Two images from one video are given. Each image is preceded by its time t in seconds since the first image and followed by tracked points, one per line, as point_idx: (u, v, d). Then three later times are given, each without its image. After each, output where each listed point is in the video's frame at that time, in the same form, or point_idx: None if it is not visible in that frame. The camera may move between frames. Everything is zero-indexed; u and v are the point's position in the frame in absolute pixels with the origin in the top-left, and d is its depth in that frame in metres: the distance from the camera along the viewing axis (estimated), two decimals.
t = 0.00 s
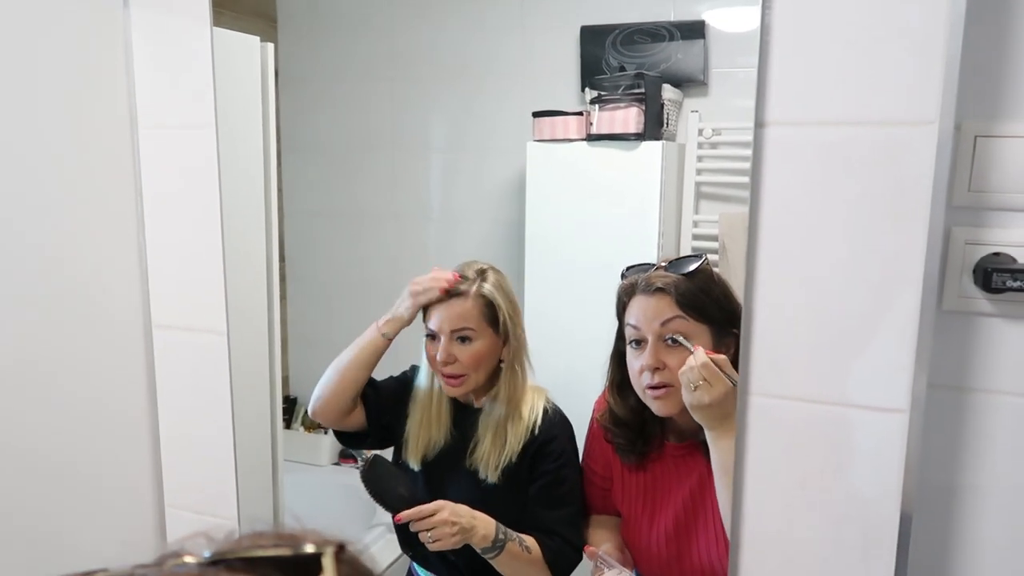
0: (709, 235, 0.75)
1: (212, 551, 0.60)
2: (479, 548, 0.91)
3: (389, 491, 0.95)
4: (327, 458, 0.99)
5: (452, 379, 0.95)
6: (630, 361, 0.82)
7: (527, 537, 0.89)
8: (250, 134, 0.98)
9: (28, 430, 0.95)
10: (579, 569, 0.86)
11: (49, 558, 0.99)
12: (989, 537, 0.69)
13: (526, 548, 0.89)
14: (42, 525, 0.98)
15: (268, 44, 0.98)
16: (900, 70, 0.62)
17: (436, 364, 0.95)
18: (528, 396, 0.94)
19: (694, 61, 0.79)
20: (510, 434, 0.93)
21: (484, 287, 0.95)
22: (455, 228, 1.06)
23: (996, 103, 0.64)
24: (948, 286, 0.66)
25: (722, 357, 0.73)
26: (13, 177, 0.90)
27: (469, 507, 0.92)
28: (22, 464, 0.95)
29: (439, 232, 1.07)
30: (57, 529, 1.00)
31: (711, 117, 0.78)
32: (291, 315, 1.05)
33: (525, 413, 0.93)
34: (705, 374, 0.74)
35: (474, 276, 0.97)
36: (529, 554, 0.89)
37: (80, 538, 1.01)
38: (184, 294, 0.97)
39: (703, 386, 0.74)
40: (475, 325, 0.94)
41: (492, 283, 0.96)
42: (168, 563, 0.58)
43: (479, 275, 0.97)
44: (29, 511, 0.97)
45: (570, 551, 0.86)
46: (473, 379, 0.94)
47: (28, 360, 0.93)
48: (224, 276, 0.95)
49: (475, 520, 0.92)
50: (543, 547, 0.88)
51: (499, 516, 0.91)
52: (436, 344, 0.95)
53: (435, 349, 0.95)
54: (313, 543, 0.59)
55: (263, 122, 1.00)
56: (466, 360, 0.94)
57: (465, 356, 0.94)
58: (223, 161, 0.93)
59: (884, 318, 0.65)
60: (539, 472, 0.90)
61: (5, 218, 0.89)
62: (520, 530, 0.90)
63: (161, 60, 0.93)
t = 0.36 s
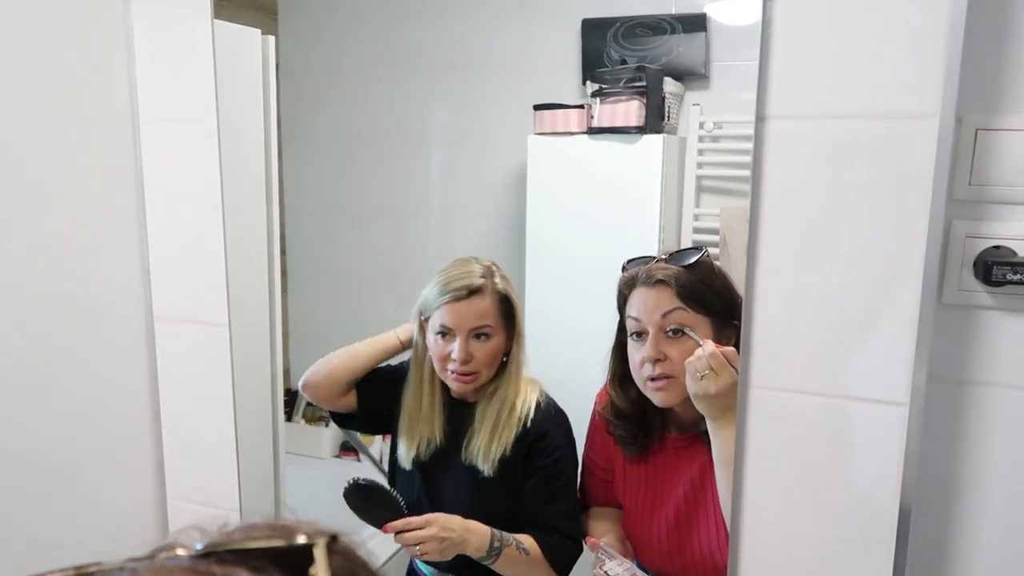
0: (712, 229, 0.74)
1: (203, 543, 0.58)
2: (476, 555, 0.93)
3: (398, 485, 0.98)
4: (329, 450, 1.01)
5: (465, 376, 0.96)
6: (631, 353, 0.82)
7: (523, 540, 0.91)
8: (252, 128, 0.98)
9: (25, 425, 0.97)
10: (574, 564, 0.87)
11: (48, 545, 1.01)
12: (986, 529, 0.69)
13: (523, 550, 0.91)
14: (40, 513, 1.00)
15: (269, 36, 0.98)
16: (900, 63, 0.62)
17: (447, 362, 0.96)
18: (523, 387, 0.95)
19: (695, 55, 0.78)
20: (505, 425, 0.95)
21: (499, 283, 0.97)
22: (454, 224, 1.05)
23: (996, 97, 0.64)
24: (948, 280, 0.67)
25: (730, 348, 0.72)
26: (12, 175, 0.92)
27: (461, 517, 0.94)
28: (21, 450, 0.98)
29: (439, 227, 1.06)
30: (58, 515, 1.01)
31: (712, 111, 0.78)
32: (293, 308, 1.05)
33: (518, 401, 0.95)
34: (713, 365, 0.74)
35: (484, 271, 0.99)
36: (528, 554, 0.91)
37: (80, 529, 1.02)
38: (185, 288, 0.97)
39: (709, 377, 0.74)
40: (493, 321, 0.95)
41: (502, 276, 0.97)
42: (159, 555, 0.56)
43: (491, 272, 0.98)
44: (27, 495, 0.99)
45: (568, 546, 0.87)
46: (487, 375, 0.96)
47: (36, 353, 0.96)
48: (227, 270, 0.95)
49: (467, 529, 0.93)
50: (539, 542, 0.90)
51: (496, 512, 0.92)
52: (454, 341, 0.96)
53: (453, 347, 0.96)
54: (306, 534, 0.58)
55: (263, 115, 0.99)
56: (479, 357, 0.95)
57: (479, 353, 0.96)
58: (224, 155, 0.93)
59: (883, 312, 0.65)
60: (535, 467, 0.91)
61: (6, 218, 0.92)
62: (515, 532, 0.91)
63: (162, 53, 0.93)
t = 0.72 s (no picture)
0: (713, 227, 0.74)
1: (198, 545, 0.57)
2: (478, 562, 0.93)
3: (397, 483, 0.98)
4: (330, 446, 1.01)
5: (477, 375, 0.96)
6: (632, 352, 0.82)
7: (524, 543, 0.91)
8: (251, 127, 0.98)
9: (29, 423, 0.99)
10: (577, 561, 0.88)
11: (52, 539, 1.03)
12: (985, 525, 0.70)
13: (526, 554, 0.91)
14: (35, 510, 1.02)
15: (268, 35, 0.98)
16: (898, 61, 0.62)
17: (458, 359, 0.96)
18: (526, 385, 0.95)
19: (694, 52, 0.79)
20: (509, 424, 0.95)
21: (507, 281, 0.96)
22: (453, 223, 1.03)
23: (994, 94, 0.64)
24: (946, 277, 0.67)
25: (732, 348, 0.72)
26: (22, 176, 0.94)
27: (463, 524, 0.94)
28: (20, 449, 1.00)
29: (439, 227, 1.04)
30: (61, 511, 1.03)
31: (712, 107, 0.78)
32: (295, 310, 1.05)
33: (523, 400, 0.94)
34: (714, 364, 0.74)
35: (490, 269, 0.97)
36: (530, 558, 0.91)
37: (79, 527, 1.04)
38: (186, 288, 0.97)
39: (710, 377, 0.74)
40: (506, 322, 0.95)
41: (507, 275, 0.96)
42: (156, 558, 0.55)
43: (498, 271, 0.97)
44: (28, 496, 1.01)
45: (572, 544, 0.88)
46: (499, 373, 0.96)
47: (44, 351, 0.98)
48: (227, 269, 0.96)
49: (470, 536, 0.94)
50: (542, 539, 0.90)
51: (499, 510, 0.93)
52: (467, 342, 0.96)
53: (467, 347, 0.96)
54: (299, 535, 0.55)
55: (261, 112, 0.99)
56: (490, 355, 0.95)
57: (490, 351, 0.95)
58: (225, 154, 0.94)
59: (881, 310, 0.66)
60: (536, 466, 0.92)
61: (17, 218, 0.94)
62: (517, 536, 0.92)
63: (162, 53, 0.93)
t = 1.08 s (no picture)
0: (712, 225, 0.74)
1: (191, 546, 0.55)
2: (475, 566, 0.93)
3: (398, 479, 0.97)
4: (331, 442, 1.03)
5: (473, 372, 0.95)
6: (632, 349, 0.82)
7: (518, 543, 0.92)
8: (252, 125, 0.98)
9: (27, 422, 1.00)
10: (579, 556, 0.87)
11: (55, 535, 1.03)
12: (984, 524, 0.70)
13: (522, 553, 0.92)
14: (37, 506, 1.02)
15: (269, 33, 0.98)
16: (897, 58, 0.62)
17: (453, 357, 0.96)
18: (526, 381, 0.95)
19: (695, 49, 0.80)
20: (510, 421, 0.94)
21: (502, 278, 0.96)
22: (453, 217, 1.05)
23: (994, 92, 0.64)
24: (946, 275, 0.67)
25: (730, 347, 0.72)
26: (22, 176, 0.95)
27: (460, 524, 0.94)
28: (22, 445, 1.00)
29: (441, 223, 1.05)
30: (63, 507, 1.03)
31: (712, 105, 0.79)
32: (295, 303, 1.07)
33: (523, 399, 0.95)
34: (710, 363, 0.74)
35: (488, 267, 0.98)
36: (526, 558, 0.91)
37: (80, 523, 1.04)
38: (184, 284, 0.97)
39: (705, 376, 0.75)
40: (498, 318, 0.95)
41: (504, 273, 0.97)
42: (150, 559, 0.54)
43: (491, 268, 0.98)
44: (27, 494, 1.01)
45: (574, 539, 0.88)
46: (494, 370, 0.95)
47: (45, 351, 0.99)
48: (228, 264, 0.95)
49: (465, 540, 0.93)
50: (543, 536, 0.90)
51: (500, 506, 0.93)
52: (460, 338, 0.95)
53: (460, 342, 0.95)
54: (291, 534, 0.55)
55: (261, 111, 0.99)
56: (484, 352, 0.95)
57: (484, 348, 0.95)
58: (225, 153, 0.93)
59: (881, 308, 0.66)
60: (538, 463, 0.91)
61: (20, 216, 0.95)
62: (509, 536, 0.92)
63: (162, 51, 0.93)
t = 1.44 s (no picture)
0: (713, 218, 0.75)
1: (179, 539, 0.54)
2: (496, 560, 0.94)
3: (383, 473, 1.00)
4: (330, 440, 1.03)
5: (455, 389, 0.98)
6: (630, 344, 0.81)
7: (528, 528, 0.92)
8: (250, 120, 0.97)
9: (25, 419, 0.96)
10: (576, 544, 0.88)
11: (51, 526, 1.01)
12: (984, 520, 0.70)
13: (535, 538, 0.92)
14: (33, 499, 0.99)
15: (268, 27, 0.98)
16: (898, 53, 0.62)
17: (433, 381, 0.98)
18: (513, 378, 0.96)
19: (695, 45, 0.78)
20: (499, 422, 0.95)
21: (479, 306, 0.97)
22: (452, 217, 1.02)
23: (995, 87, 0.64)
24: (947, 270, 0.66)
25: (732, 342, 0.71)
26: (19, 177, 0.92)
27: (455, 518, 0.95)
28: (23, 439, 0.97)
29: (439, 218, 1.02)
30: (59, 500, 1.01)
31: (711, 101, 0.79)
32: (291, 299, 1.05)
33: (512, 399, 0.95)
34: (714, 357, 0.73)
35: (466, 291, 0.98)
36: (540, 541, 0.91)
37: (75, 516, 1.02)
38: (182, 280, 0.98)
39: (708, 371, 0.73)
40: (476, 350, 0.97)
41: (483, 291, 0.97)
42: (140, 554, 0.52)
43: (461, 273, 1.00)
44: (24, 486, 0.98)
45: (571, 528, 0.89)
46: (475, 386, 0.97)
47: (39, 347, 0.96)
48: (224, 262, 0.95)
49: (479, 539, 0.94)
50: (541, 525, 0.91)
51: (497, 495, 0.94)
52: (438, 369, 0.98)
53: (438, 372, 0.98)
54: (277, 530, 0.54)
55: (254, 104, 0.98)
56: (464, 374, 0.97)
57: (463, 370, 0.97)
58: (223, 148, 0.93)
59: (880, 303, 0.65)
60: (532, 453, 0.93)
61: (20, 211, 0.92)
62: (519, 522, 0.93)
63: (160, 47, 0.93)
